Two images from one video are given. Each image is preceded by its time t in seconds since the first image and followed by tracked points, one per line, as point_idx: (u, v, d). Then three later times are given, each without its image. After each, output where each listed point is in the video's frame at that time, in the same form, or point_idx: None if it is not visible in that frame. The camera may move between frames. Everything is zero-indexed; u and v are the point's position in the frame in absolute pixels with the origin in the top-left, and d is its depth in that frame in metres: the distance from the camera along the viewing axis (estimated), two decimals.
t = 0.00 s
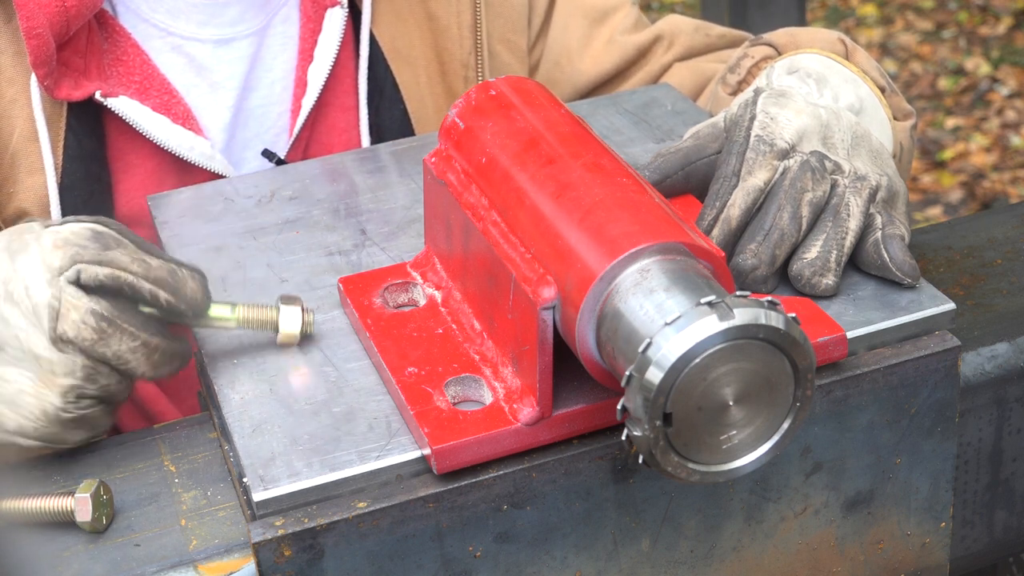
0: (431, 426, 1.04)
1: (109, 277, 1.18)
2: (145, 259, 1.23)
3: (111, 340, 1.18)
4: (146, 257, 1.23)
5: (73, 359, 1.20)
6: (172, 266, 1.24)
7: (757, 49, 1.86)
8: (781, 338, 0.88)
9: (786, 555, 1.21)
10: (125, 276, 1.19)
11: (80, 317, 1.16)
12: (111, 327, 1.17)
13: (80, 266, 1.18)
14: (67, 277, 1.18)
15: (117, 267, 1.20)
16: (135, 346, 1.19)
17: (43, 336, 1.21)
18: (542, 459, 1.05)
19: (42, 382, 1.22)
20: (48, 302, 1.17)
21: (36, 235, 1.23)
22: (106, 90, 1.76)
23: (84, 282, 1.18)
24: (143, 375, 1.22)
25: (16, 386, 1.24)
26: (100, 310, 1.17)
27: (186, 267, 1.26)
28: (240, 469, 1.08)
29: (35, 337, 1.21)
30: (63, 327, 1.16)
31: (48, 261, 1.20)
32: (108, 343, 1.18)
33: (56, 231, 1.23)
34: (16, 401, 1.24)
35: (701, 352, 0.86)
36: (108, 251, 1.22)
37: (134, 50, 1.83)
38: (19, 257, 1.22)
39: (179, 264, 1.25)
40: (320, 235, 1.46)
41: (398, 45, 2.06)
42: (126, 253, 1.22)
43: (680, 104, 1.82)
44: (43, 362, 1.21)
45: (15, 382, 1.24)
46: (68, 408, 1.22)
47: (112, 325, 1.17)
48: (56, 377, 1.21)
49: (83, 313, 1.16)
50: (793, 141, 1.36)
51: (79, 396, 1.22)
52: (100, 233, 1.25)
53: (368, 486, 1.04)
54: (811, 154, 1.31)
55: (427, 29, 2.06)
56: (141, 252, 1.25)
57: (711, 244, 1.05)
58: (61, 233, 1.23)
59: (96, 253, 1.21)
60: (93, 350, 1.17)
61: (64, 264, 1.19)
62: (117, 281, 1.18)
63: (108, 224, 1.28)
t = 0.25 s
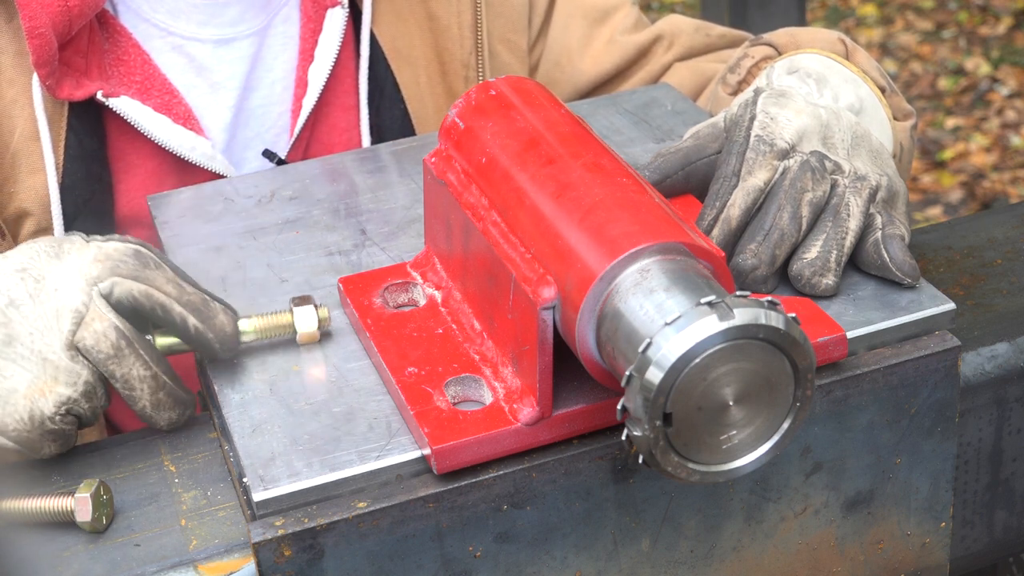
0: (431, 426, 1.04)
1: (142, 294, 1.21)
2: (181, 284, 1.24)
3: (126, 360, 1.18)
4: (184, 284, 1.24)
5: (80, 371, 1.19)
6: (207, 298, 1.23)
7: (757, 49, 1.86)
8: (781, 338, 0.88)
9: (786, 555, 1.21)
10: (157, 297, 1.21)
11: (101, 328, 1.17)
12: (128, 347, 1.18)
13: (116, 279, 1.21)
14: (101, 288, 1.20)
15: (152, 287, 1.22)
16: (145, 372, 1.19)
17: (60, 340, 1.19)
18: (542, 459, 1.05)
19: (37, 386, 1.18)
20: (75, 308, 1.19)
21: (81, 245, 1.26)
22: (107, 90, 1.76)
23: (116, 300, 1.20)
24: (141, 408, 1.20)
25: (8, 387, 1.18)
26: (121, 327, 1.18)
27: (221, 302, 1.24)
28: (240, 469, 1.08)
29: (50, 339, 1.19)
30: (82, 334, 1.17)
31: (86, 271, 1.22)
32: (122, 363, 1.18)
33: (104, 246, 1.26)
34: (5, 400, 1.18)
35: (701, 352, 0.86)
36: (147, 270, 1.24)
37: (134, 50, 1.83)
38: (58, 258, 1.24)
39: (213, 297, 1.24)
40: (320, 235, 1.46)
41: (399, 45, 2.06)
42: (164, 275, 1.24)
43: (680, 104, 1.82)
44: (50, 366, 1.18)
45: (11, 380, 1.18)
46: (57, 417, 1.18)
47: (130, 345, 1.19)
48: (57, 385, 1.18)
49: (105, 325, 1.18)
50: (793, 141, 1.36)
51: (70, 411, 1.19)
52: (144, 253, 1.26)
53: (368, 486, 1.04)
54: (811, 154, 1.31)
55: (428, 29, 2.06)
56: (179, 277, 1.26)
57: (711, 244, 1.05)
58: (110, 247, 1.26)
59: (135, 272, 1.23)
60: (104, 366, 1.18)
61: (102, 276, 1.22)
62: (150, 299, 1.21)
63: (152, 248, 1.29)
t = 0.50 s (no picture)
0: (431, 426, 1.04)
1: (163, 303, 1.21)
2: (201, 293, 1.24)
3: (141, 363, 1.19)
4: (205, 294, 1.24)
5: (94, 374, 1.18)
6: (227, 305, 1.23)
7: (757, 49, 1.86)
8: (781, 338, 0.88)
9: (786, 555, 1.21)
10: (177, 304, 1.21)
11: (117, 331, 1.18)
12: (143, 350, 1.19)
13: (133, 286, 1.21)
14: (118, 293, 1.20)
15: (172, 296, 1.22)
16: (159, 375, 1.20)
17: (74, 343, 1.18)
18: (542, 459, 1.05)
19: (52, 389, 1.17)
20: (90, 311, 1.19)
21: (99, 251, 1.26)
22: (106, 89, 1.76)
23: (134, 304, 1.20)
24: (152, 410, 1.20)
25: (23, 389, 1.17)
26: (137, 330, 1.19)
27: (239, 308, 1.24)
28: (240, 469, 1.08)
29: (65, 340, 1.18)
30: (98, 336, 1.18)
31: (104, 276, 1.22)
32: (137, 365, 1.18)
33: (121, 254, 1.25)
34: (19, 403, 1.16)
35: (701, 352, 0.86)
36: (168, 280, 1.24)
37: (134, 49, 1.83)
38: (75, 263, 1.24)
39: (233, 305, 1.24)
40: (320, 235, 1.46)
41: (400, 44, 2.06)
42: (184, 287, 1.24)
43: (680, 104, 1.82)
44: (65, 368, 1.17)
45: (24, 383, 1.17)
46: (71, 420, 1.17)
47: (145, 348, 1.19)
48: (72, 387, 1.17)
49: (122, 328, 1.18)
50: (793, 141, 1.36)
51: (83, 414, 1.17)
52: (164, 263, 1.26)
53: (368, 486, 1.04)
54: (811, 154, 1.31)
55: (429, 28, 2.06)
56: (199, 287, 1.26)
57: (711, 244, 1.05)
58: (130, 255, 1.25)
59: (155, 281, 1.23)
60: (120, 367, 1.18)
61: (119, 282, 1.21)
62: (169, 307, 1.21)
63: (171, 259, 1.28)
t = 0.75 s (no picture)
0: (431, 427, 1.04)
1: (119, 306, 1.18)
2: (155, 287, 1.22)
3: (118, 364, 1.18)
4: (158, 287, 1.22)
5: (77, 384, 1.18)
6: (178, 298, 1.22)
7: (757, 49, 1.86)
8: (782, 338, 0.88)
9: (786, 555, 1.21)
10: (136, 306, 1.19)
11: (89, 339, 1.17)
12: (119, 351, 1.18)
13: (90, 290, 1.18)
14: (76, 298, 1.17)
15: (128, 296, 1.19)
16: (138, 370, 1.20)
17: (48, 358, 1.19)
18: (542, 459, 1.05)
19: (38, 407, 1.19)
20: (56, 323, 1.17)
21: (49, 255, 1.23)
22: (107, 90, 1.76)
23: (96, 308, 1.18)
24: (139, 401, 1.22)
25: (14, 410, 1.20)
26: (109, 333, 1.18)
27: (194, 300, 1.24)
28: (240, 469, 1.08)
29: (39, 357, 1.19)
30: (71, 348, 1.16)
31: (59, 283, 1.19)
32: (116, 367, 1.18)
33: (69, 253, 1.21)
34: (12, 424, 1.19)
35: (701, 352, 0.86)
36: (121, 278, 1.20)
37: (134, 51, 1.83)
38: (25, 277, 1.23)
39: (184, 296, 1.24)
40: (320, 235, 1.46)
41: (399, 45, 2.06)
42: (138, 282, 1.21)
43: (680, 104, 1.82)
44: (46, 384, 1.19)
45: (14, 405, 1.20)
46: (64, 432, 1.18)
47: (120, 349, 1.18)
48: (57, 400, 1.19)
49: (93, 334, 1.17)
50: (793, 141, 1.36)
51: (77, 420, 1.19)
52: (114, 257, 1.22)
53: (367, 486, 1.04)
54: (811, 154, 1.31)
55: (428, 29, 2.06)
56: (151, 278, 1.23)
57: (711, 244, 1.05)
58: (76, 254, 1.21)
59: (109, 280, 1.20)
60: (99, 372, 1.18)
61: (75, 287, 1.18)
62: (127, 309, 1.18)
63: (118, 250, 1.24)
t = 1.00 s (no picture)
0: (431, 426, 1.04)
1: (114, 308, 1.17)
2: (150, 287, 1.21)
3: (117, 360, 1.17)
4: (153, 286, 1.21)
5: (77, 386, 1.18)
6: (173, 292, 1.22)
7: (756, 49, 1.86)
8: (782, 338, 0.88)
9: (786, 555, 1.21)
10: (131, 308, 1.18)
11: (83, 341, 1.16)
12: (117, 348, 1.17)
13: (84, 295, 1.17)
14: (70, 304, 1.16)
15: (123, 299, 1.18)
16: (139, 364, 1.19)
17: (47, 362, 1.18)
18: (542, 459, 1.05)
19: (42, 411, 1.18)
20: (50, 328, 1.16)
21: (40, 259, 1.22)
22: (104, 91, 1.76)
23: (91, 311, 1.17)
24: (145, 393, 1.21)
25: (20, 416, 1.19)
26: (103, 332, 1.17)
27: (189, 293, 1.24)
28: (240, 469, 1.08)
29: (38, 362, 1.18)
30: (67, 351, 1.16)
31: (53, 288, 1.18)
32: (114, 364, 1.17)
33: (61, 256, 1.20)
34: (19, 430, 1.19)
35: (701, 352, 0.86)
36: (116, 280, 1.19)
37: (131, 52, 1.83)
38: (18, 284, 1.21)
39: (181, 291, 1.23)
40: (320, 235, 1.46)
41: (398, 46, 2.06)
42: (133, 283, 1.20)
43: (680, 104, 1.82)
44: (48, 388, 1.18)
45: (19, 412, 1.20)
46: (72, 434, 1.17)
47: (118, 345, 1.17)
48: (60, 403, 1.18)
49: (86, 336, 1.16)
50: (793, 141, 1.36)
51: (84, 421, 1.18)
52: (107, 260, 1.21)
53: (367, 486, 1.04)
54: (811, 154, 1.31)
55: (427, 29, 2.06)
56: (146, 277, 1.22)
57: (711, 244, 1.05)
58: (68, 259, 1.20)
59: (105, 284, 1.18)
60: (98, 370, 1.17)
61: (69, 292, 1.17)
62: (123, 310, 1.17)
63: (110, 251, 1.23)
